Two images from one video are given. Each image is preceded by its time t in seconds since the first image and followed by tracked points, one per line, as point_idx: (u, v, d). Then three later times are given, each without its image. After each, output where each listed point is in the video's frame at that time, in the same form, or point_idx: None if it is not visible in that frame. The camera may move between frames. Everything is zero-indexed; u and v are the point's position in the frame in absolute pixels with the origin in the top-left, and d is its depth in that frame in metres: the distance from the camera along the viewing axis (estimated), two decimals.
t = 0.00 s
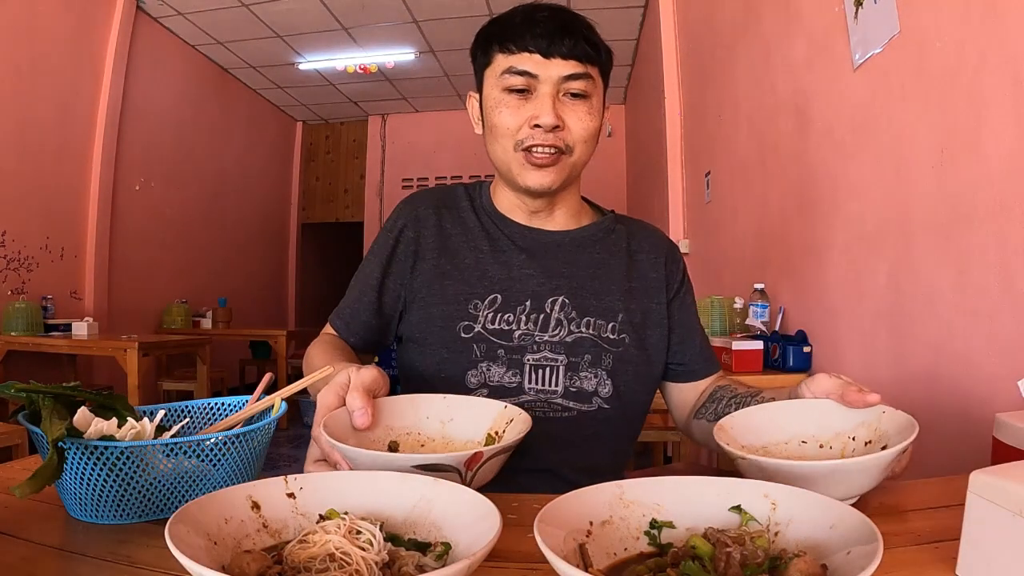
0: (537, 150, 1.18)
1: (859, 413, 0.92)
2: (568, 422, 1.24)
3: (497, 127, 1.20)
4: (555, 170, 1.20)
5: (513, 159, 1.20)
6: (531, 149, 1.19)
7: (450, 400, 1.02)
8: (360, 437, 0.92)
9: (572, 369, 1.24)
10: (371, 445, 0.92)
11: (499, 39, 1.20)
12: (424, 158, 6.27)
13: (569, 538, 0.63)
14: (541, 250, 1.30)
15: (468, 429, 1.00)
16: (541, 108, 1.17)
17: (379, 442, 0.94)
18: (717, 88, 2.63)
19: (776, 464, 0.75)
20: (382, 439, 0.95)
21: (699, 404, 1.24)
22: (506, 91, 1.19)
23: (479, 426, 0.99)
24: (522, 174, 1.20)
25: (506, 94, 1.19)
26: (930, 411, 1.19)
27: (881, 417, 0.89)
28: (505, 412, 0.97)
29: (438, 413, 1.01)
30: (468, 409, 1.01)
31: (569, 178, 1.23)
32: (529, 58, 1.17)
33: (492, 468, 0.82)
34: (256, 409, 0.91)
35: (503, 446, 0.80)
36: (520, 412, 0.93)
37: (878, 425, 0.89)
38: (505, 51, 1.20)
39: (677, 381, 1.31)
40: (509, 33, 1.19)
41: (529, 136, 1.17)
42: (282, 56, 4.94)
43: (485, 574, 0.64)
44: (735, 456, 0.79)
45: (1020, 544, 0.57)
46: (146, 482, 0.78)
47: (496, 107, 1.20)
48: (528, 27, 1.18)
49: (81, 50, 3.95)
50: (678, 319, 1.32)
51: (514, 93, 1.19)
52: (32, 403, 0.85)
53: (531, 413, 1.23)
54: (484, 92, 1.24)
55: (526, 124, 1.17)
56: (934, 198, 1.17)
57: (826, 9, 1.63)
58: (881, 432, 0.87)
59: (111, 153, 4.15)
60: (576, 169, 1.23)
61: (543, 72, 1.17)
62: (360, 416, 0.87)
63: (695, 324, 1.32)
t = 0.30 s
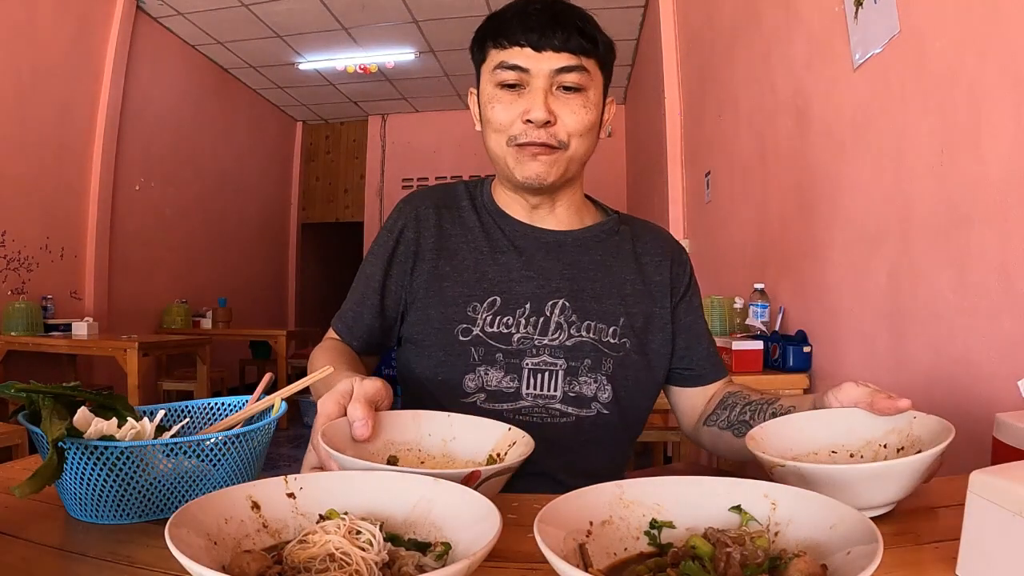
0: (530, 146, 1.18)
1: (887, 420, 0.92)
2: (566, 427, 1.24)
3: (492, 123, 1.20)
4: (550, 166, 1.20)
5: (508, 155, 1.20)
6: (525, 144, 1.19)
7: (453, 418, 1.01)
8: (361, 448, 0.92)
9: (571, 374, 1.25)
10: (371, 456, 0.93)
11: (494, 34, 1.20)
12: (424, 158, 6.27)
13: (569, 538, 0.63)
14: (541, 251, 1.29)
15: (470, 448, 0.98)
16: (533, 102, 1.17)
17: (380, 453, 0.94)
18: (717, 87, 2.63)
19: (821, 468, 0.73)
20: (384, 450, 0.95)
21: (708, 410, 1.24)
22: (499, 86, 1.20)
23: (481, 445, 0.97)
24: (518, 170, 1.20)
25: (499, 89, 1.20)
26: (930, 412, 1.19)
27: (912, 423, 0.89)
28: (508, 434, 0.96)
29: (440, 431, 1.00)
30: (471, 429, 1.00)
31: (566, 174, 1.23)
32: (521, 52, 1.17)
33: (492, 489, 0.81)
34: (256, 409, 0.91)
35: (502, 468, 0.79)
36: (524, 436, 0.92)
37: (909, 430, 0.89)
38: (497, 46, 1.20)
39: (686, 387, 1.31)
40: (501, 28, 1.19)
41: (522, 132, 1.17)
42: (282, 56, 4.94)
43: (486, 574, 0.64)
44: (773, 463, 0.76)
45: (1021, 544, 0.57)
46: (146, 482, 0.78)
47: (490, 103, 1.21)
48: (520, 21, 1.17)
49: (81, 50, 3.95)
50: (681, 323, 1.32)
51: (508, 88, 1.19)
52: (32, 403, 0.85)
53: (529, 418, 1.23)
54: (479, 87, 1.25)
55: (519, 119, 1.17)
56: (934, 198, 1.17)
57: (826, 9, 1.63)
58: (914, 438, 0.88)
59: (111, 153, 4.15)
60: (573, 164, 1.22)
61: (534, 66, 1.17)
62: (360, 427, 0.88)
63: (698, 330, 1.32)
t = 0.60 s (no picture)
0: (530, 144, 1.18)
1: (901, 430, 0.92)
2: (566, 431, 1.24)
3: (490, 122, 1.20)
4: (551, 166, 1.20)
5: (508, 154, 1.21)
6: (525, 143, 1.19)
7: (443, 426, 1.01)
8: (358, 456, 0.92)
9: (571, 377, 1.24)
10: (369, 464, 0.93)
11: (492, 32, 1.20)
12: (424, 158, 6.27)
13: (569, 538, 0.63)
14: (541, 252, 1.29)
15: (466, 452, 0.99)
16: (533, 101, 1.17)
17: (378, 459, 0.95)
18: (717, 87, 2.63)
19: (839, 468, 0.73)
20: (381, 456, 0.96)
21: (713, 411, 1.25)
22: (499, 84, 1.20)
23: (479, 448, 0.97)
24: (517, 169, 1.20)
25: (499, 87, 1.20)
26: (929, 412, 1.19)
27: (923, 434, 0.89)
28: (503, 436, 0.96)
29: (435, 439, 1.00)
30: (466, 433, 1.00)
31: (566, 173, 1.23)
32: (520, 50, 1.17)
33: (493, 489, 0.82)
34: (256, 409, 0.91)
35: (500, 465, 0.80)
36: (520, 437, 0.92)
37: (922, 441, 0.89)
38: (496, 44, 1.20)
39: (689, 389, 1.31)
40: (500, 26, 1.19)
41: (522, 131, 1.17)
42: (282, 56, 4.94)
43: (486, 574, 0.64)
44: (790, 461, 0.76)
45: (1021, 543, 0.57)
46: (146, 481, 0.78)
47: (488, 101, 1.21)
48: (520, 20, 1.17)
49: (81, 50, 3.95)
50: (681, 325, 1.32)
51: (507, 87, 1.19)
52: (32, 404, 0.85)
53: (528, 421, 1.23)
54: (479, 86, 1.25)
55: (518, 118, 1.17)
56: (934, 197, 1.17)
57: (826, 8, 1.63)
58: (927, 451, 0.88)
59: (112, 153, 4.15)
60: (574, 163, 1.22)
61: (534, 64, 1.17)
62: (356, 441, 0.88)
63: (699, 331, 1.32)
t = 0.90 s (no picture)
0: (531, 144, 1.18)
1: (901, 432, 0.92)
2: (566, 433, 1.24)
3: (490, 122, 1.20)
4: (552, 166, 1.20)
5: (508, 154, 1.21)
6: (526, 143, 1.19)
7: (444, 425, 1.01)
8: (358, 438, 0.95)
9: (570, 378, 1.24)
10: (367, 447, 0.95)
11: (491, 31, 1.20)
12: (424, 158, 6.27)
13: (569, 538, 0.63)
14: (540, 253, 1.29)
15: (467, 452, 0.98)
16: (534, 99, 1.17)
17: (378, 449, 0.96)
18: (717, 87, 2.63)
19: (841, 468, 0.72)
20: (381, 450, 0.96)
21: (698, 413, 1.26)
22: (499, 84, 1.20)
23: (479, 447, 0.97)
24: (518, 168, 1.20)
25: (498, 86, 1.20)
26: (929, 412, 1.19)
27: (922, 436, 0.89)
28: (503, 437, 0.96)
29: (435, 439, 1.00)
30: (467, 433, 1.00)
31: (567, 173, 1.23)
32: (520, 49, 1.17)
33: (493, 489, 0.82)
34: (256, 409, 0.91)
35: (500, 465, 0.80)
36: (520, 436, 0.92)
37: (922, 444, 0.88)
38: (496, 43, 1.20)
39: (676, 391, 1.32)
40: (499, 25, 1.19)
41: (522, 131, 1.17)
42: (282, 56, 4.93)
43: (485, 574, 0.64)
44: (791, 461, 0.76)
45: (1021, 544, 0.57)
46: (146, 481, 0.78)
47: (488, 101, 1.21)
48: (519, 19, 1.17)
49: (81, 50, 3.95)
50: (681, 325, 1.32)
51: (507, 86, 1.19)
52: (32, 404, 0.85)
53: (528, 422, 1.23)
54: (478, 85, 1.25)
55: (518, 117, 1.17)
56: (934, 198, 1.17)
57: (826, 8, 1.63)
58: (926, 452, 0.87)
59: (111, 153, 4.15)
60: (575, 161, 1.22)
61: (535, 63, 1.17)
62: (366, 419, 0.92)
63: (699, 332, 1.32)
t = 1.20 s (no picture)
0: (527, 150, 1.19)
1: (901, 432, 0.92)
2: (560, 428, 1.23)
3: (489, 126, 1.21)
4: (549, 170, 1.20)
5: (504, 160, 1.21)
6: (520, 147, 1.19)
7: (443, 425, 1.01)
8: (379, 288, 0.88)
9: (566, 375, 1.24)
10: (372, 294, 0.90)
11: (493, 35, 1.20)
12: (424, 157, 6.27)
13: (570, 538, 0.63)
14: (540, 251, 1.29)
15: (466, 452, 0.98)
16: (530, 106, 1.17)
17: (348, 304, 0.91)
18: (717, 87, 2.63)
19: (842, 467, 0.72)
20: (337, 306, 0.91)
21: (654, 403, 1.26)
22: (498, 89, 1.20)
23: (479, 446, 0.97)
24: (515, 173, 1.21)
25: (497, 91, 1.20)
26: (930, 411, 1.19)
27: (923, 436, 0.89)
28: (503, 436, 0.96)
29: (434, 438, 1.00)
30: (467, 433, 1.00)
31: (566, 176, 1.23)
32: (518, 55, 1.17)
33: (493, 487, 0.82)
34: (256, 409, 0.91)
35: (500, 464, 0.80)
36: (520, 436, 0.92)
37: (921, 443, 0.88)
38: (496, 48, 1.20)
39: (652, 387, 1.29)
40: (500, 30, 1.19)
41: (518, 137, 1.17)
42: (282, 56, 4.93)
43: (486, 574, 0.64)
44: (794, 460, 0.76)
45: (1020, 544, 0.57)
46: (146, 481, 0.78)
47: (488, 106, 1.21)
48: (518, 26, 1.17)
49: (81, 50, 3.95)
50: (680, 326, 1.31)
51: (506, 92, 1.19)
52: (32, 404, 0.85)
53: (522, 416, 1.23)
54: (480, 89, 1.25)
55: (515, 123, 1.17)
56: (934, 198, 1.17)
57: (826, 8, 1.63)
58: (926, 451, 0.87)
59: (111, 154, 4.15)
60: (573, 167, 1.22)
61: (533, 69, 1.17)
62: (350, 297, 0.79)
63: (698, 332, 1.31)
